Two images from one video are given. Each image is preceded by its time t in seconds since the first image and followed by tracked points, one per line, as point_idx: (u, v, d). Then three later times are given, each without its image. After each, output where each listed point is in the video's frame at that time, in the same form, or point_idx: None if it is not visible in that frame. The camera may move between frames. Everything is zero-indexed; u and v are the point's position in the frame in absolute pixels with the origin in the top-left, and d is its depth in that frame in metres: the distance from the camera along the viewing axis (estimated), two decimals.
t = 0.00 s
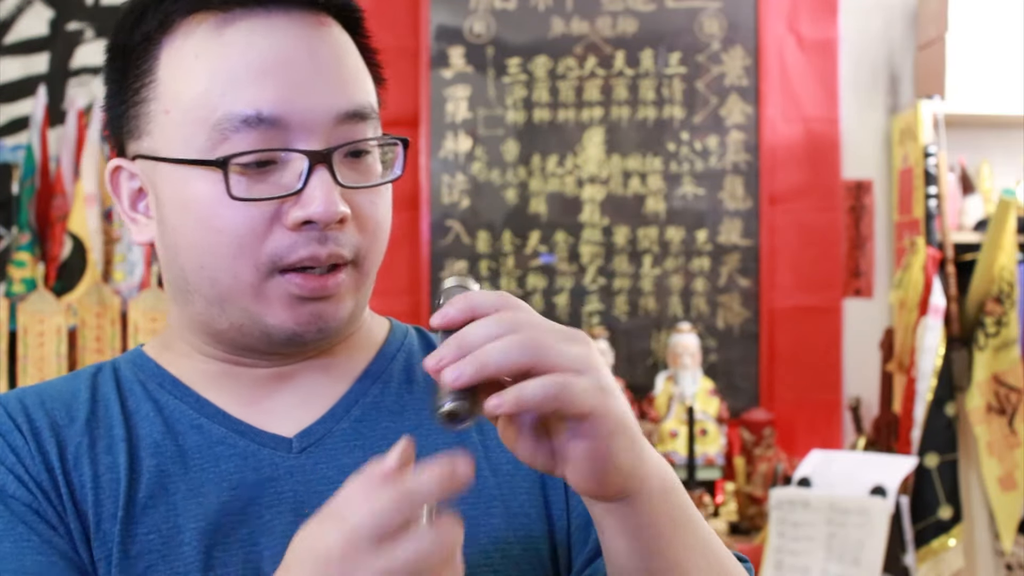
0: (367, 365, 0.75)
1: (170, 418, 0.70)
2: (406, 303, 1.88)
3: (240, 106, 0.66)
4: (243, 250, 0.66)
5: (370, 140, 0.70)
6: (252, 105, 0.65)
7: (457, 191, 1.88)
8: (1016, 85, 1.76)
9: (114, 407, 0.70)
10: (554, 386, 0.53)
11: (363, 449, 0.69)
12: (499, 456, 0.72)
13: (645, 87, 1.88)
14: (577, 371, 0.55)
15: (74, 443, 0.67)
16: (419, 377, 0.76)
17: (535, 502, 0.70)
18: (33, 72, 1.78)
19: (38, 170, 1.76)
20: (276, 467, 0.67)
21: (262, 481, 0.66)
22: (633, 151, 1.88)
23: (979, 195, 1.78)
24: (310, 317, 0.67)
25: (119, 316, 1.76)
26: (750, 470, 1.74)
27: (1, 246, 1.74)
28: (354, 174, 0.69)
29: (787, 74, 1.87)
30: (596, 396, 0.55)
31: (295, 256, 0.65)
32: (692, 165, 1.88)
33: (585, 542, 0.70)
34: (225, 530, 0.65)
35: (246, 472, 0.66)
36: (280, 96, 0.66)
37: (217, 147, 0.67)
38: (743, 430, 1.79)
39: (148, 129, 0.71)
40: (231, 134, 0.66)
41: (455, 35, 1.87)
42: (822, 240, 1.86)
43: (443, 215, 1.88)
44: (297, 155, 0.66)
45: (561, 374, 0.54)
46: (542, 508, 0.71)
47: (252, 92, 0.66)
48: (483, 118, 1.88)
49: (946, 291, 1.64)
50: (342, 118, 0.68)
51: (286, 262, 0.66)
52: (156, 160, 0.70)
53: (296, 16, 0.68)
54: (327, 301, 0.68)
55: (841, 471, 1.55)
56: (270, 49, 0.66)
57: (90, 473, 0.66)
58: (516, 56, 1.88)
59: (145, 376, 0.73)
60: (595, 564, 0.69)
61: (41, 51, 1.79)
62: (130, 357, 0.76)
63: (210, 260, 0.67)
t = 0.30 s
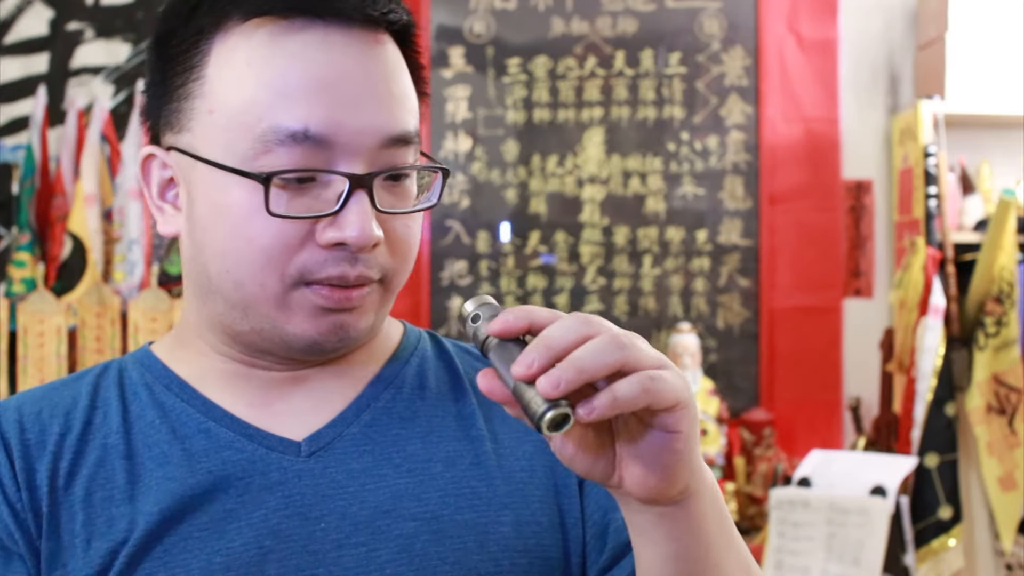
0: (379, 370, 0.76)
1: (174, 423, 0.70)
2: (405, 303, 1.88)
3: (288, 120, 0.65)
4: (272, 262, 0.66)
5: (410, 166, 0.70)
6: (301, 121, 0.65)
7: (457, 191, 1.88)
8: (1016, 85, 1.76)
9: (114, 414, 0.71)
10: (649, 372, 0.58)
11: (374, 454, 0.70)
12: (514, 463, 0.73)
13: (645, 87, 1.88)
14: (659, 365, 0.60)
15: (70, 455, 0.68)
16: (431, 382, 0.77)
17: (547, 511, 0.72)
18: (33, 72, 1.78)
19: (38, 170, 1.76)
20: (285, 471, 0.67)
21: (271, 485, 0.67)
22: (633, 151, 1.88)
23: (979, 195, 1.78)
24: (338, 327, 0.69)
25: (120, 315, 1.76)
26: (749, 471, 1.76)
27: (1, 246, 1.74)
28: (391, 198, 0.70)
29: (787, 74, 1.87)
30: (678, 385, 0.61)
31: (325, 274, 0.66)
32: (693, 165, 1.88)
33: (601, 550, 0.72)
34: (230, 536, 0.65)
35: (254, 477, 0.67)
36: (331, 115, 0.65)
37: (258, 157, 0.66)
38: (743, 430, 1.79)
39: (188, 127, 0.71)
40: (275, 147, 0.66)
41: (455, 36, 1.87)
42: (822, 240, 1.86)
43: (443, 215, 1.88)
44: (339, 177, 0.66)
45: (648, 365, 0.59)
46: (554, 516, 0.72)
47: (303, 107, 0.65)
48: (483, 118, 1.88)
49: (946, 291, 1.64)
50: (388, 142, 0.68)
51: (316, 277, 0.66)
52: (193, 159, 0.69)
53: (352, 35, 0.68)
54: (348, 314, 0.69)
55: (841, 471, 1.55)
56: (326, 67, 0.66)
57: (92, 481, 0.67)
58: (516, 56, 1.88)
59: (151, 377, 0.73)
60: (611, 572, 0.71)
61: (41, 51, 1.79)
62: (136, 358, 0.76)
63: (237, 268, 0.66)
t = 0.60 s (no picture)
0: (384, 370, 0.76)
1: (179, 422, 0.70)
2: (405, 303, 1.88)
3: (284, 125, 0.65)
4: (271, 267, 0.66)
5: (410, 168, 0.69)
6: (297, 125, 0.65)
7: (457, 191, 1.88)
8: (1016, 84, 1.76)
9: (119, 413, 0.71)
10: (598, 462, 0.54)
11: (377, 454, 0.70)
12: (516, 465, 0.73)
13: (645, 87, 1.88)
14: (624, 446, 0.56)
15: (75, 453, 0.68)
16: (436, 383, 0.77)
17: (548, 512, 0.71)
18: (33, 71, 1.78)
19: (38, 170, 1.76)
20: (287, 469, 0.67)
21: (272, 484, 0.67)
22: (633, 151, 1.88)
23: (979, 195, 1.78)
24: (335, 332, 0.68)
25: (120, 315, 1.76)
26: (750, 471, 1.74)
27: (1, 246, 1.74)
28: (390, 201, 0.69)
29: (787, 74, 1.87)
30: (637, 471, 0.56)
31: (323, 277, 0.65)
32: (692, 165, 1.88)
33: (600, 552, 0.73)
34: (232, 533, 0.65)
35: (256, 476, 0.67)
36: (327, 119, 0.65)
37: (255, 162, 0.66)
38: (743, 430, 1.79)
39: (189, 131, 0.71)
40: (271, 151, 0.65)
41: (456, 36, 1.87)
42: (822, 240, 1.86)
43: (443, 215, 1.88)
44: (334, 181, 0.65)
45: (607, 447, 0.55)
46: (555, 519, 0.72)
47: (299, 112, 0.65)
48: (484, 118, 1.88)
49: (946, 291, 1.64)
50: (386, 144, 0.67)
51: (314, 281, 0.66)
52: (194, 163, 0.69)
53: (350, 36, 0.68)
54: (349, 319, 0.68)
55: (841, 471, 1.55)
56: (322, 70, 0.66)
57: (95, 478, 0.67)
58: (516, 56, 1.88)
59: (157, 377, 0.74)
60: None
61: (41, 51, 1.79)
62: (143, 358, 0.76)
63: (237, 272, 0.67)
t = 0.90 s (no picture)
0: (386, 369, 0.75)
1: (183, 420, 0.70)
2: (405, 303, 1.88)
3: (268, 127, 0.65)
4: (265, 269, 0.65)
5: (401, 164, 0.68)
6: (281, 127, 0.64)
7: (457, 191, 1.87)
8: (1016, 84, 1.76)
9: (123, 410, 0.71)
10: (479, 520, 0.53)
11: (378, 453, 0.69)
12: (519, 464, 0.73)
13: (645, 87, 1.88)
14: (534, 511, 0.54)
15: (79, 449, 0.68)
16: (438, 381, 0.76)
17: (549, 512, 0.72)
18: (33, 71, 1.78)
19: (38, 170, 1.76)
20: (290, 468, 0.67)
21: (275, 483, 0.67)
22: (633, 151, 1.88)
23: (979, 195, 1.78)
24: (327, 334, 0.68)
25: (120, 316, 1.76)
26: (750, 471, 1.74)
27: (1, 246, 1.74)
28: (382, 198, 0.68)
29: (787, 74, 1.87)
30: (528, 538, 0.54)
31: (316, 278, 0.65)
32: (692, 165, 1.88)
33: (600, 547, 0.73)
34: (236, 532, 0.65)
35: (259, 474, 0.67)
36: (310, 119, 0.64)
37: (244, 166, 0.66)
38: (743, 430, 1.79)
39: (180, 137, 0.71)
40: (258, 155, 0.65)
41: (455, 36, 1.87)
42: (822, 240, 1.86)
43: (443, 215, 1.88)
44: (322, 182, 0.65)
45: (513, 505, 0.53)
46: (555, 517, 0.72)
47: (282, 113, 0.64)
48: (483, 118, 1.88)
49: (946, 291, 1.64)
50: (373, 143, 0.67)
51: (307, 282, 0.65)
52: (186, 169, 0.70)
53: (334, 35, 0.67)
54: (347, 319, 0.68)
55: (841, 471, 1.55)
56: (305, 70, 0.65)
57: (101, 475, 0.67)
58: (516, 57, 1.88)
59: (162, 374, 0.73)
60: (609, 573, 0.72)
61: (41, 51, 1.79)
62: (148, 356, 0.76)
63: (233, 274, 0.66)
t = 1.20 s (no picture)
0: (388, 369, 0.75)
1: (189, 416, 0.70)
2: (405, 303, 1.88)
3: (199, 146, 0.63)
4: (209, 282, 0.65)
5: (342, 177, 0.65)
6: (213, 145, 0.63)
7: (457, 191, 1.87)
8: (1016, 84, 1.76)
9: (131, 406, 0.71)
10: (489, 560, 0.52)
11: (381, 452, 0.69)
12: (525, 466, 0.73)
13: (645, 87, 1.88)
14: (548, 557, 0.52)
15: (90, 441, 0.68)
16: (440, 383, 0.76)
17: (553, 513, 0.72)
18: (33, 72, 1.78)
19: (38, 170, 1.76)
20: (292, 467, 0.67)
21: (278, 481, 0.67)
22: (633, 151, 1.88)
23: (978, 195, 1.78)
24: (286, 344, 0.66)
25: (120, 316, 1.76)
26: (750, 471, 1.74)
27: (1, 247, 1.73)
28: (325, 210, 0.64)
29: (787, 74, 1.87)
30: None
31: (256, 293, 0.64)
32: (692, 165, 1.88)
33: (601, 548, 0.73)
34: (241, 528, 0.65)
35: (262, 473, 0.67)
36: (237, 135, 0.62)
37: (184, 183, 0.65)
38: (743, 430, 1.78)
39: (141, 155, 0.71)
40: (195, 172, 0.64)
41: (456, 36, 1.87)
42: (822, 240, 1.86)
43: (443, 215, 1.88)
44: (251, 200, 0.63)
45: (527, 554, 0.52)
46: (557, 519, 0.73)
47: (211, 130, 0.63)
48: (484, 118, 1.88)
49: (946, 291, 1.64)
50: (309, 153, 0.63)
51: (252, 296, 0.64)
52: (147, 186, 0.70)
53: (268, 46, 0.64)
54: (302, 330, 0.66)
55: (841, 471, 1.55)
56: (237, 84, 0.63)
57: (108, 469, 0.67)
58: (516, 56, 1.88)
59: (166, 372, 0.73)
60: None
61: (41, 51, 1.79)
62: (153, 353, 0.76)
63: (185, 286, 0.66)
